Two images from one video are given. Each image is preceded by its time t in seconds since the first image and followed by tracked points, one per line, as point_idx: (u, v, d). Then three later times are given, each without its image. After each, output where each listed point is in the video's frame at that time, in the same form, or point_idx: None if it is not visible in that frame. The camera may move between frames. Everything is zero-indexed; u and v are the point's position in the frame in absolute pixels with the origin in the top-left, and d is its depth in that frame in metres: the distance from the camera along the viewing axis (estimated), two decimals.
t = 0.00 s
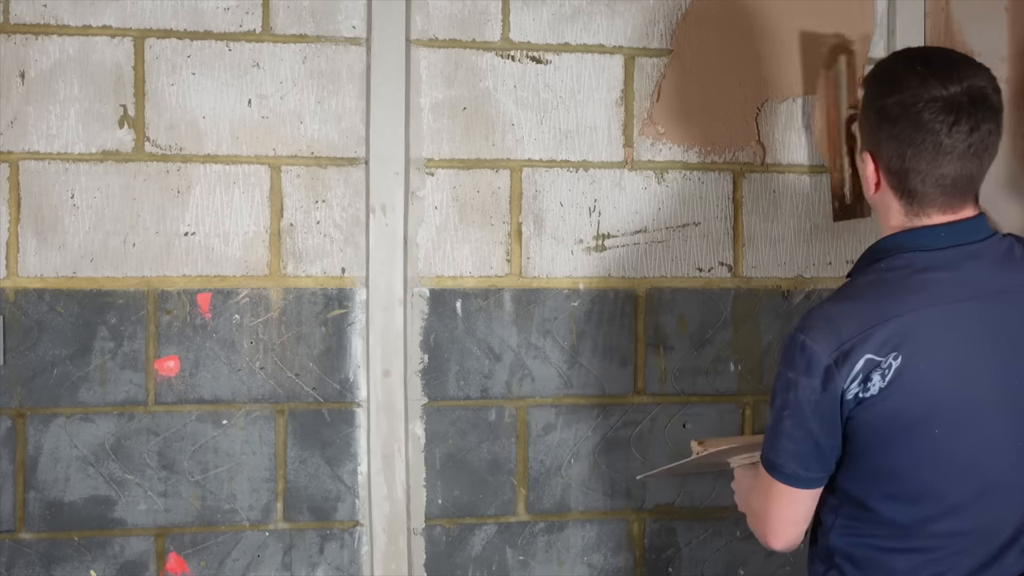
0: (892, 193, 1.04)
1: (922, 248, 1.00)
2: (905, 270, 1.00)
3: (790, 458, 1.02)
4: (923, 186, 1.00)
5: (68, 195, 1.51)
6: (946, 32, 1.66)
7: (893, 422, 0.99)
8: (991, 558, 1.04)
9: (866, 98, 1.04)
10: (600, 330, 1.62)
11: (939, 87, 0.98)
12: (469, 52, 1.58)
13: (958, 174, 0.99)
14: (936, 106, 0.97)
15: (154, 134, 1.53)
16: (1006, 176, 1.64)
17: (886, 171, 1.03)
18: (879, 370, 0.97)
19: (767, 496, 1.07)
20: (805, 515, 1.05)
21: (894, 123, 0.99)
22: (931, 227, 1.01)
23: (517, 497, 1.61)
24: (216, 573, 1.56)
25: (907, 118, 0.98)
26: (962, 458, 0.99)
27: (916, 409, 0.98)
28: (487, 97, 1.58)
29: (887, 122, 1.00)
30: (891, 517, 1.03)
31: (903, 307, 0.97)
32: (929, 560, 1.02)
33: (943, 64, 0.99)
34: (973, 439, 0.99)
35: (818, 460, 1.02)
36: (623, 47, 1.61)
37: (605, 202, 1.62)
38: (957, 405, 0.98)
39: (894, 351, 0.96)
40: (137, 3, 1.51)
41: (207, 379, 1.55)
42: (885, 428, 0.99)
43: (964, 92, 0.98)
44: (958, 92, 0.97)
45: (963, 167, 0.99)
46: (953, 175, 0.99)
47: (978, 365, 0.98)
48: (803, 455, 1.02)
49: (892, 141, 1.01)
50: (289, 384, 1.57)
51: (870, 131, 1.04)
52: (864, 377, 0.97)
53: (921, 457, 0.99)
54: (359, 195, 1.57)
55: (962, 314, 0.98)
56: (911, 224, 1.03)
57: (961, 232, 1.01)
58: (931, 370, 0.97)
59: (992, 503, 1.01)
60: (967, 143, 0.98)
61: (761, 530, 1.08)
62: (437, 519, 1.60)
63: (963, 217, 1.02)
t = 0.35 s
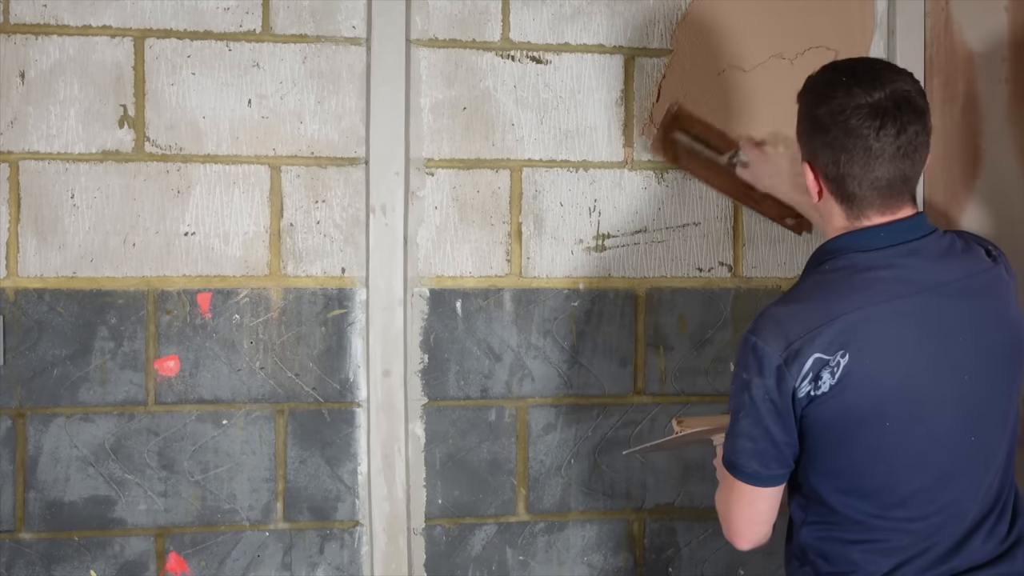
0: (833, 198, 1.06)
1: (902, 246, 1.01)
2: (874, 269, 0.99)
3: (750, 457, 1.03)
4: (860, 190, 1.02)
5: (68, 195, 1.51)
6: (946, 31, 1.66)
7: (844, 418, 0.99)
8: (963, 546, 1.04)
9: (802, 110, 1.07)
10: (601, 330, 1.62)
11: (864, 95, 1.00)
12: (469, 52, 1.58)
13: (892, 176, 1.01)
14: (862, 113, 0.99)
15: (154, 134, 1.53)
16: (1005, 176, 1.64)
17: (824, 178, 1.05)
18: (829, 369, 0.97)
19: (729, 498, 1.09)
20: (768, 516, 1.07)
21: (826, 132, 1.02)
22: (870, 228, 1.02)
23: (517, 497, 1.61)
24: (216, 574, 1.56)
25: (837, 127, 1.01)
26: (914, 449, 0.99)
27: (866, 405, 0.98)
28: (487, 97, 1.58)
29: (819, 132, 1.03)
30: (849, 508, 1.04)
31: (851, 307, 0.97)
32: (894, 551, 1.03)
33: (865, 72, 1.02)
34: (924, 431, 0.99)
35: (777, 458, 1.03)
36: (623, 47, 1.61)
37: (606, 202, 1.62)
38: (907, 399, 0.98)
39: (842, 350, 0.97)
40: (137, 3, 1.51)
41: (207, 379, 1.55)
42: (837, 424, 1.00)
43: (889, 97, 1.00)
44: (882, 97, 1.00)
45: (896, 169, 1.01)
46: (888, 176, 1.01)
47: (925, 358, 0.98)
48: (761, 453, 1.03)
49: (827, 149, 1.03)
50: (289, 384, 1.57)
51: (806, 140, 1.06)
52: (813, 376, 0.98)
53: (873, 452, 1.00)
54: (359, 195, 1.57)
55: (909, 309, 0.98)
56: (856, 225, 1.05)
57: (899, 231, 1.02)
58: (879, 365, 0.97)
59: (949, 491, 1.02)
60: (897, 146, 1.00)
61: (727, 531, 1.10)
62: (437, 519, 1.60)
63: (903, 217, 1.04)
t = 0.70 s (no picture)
0: (822, 201, 1.06)
1: (892, 246, 1.01)
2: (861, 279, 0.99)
3: (732, 466, 1.05)
4: (850, 191, 1.02)
5: (68, 195, 1.51)
6: (946, 31, 1.65)
7: (827, 431, 0.99)
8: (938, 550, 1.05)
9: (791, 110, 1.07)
10: (601, 330, 1.62)
11: (855, 94, 1.00)
12: (469, 53, 1.58)
13: (881, 176, 1.01)
14: (852, 111, 0.99)
15: (154, 134, 1.53)
16: (1005, 176, 1.64)
17: (813, 179, 1.05)
18: (812, 383, 0.97)
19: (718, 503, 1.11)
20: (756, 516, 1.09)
21: (816, 131, 1.02)
22: (859, 236, 1.02)
23: (517, 497, 1.61)
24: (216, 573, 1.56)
25: (826, 126, 1.00)
26: (896, 463, 1.00)
27: (849, 419, 0.98)
28: (487, 97, 1.58)
29: (809, 131, 1.02)
30: (831, 519, 1.04)
31: (835, 320, 0.97)
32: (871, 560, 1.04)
33: (855, 72, 1.02)
34: (906, 444, 0.99)
35: (758, 467, 1.04)
36: (623, 47, 1.61)
37: (605, 202, 1.62)
38: (891, 413, 0.98)
39: (826, 363, 0.97)
40: (137, 3, 1.51)
41: (207, 379, 1.55)
42: (820, 436, 1.00)
43: (879, 97, 1.00)
44: (872, 96, 1.00)
45: (888, 169, 1.01)
46: (877, 176, 1.01)
47: (908, 372, 0.98)
48: (743, 463, 1.04)
49: (817, 147, 1.02)
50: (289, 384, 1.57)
51: (795, 140, 1.06)
52: (795, 389, 0.98)
53: (856, 465, 1.00)
54: (359, 195, 1.57)
55: (893, 322, 0.98)
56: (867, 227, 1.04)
57: (888, 239, 1.02)
58: (862, 379, 0.97)
59: (930, 505, 1.02)
60: (887, 145, 1.00)
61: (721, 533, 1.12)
62: (437, 519, 1.60)
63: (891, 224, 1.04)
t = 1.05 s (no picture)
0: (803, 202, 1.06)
1: (886, 242, 1.02)
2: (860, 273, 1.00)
3: (731, 464, 1.04)
4: (829, 196, 1.03)
5: (68, 195, 1.51)
6: (946, 31, 1.65)
7: (828, 425, 1.00)
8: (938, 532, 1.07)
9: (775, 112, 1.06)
10: (600, 330, 1.62)
11: (837, 100, 1.00)
12: (469, 52, 1.58)
13: (861, 182, 1.02)
14: (835, 119, 0.99)
15: (154, 134, 1.53)
16: (1004, 178, 1.58)
17: (795, 182, 1.05)
18: (814, 379, 0.98)
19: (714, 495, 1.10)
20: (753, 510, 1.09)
21: (799, 136, 1.01)
22: (842, 234, 1.02)
23: (517, 497, 1.61)
24: (216, 574, 1.56)
25: (809, 132, 1.00)
26: (895, 451, 1.01)
27: (849, 411, 0.99)
28: (487, 97, 1.58)
29: (793, 136, 1.02)
30: (832, 511, 1.05)
31: (835, 315, 0.97)
32: (874, 544, 1.05)
33: (840, 78, 1.02)
34: (903, 431, 1.01)
35: (757, 465, 1.04)
36: (623, 47, 1.61)
37: (605, 202, 1.62)
38: (890, 403, 0.99)
39: (826, 359, 0.97)
40: (137, 3, 1.51)
41: (207, 379, 1.55)
42: (822, 431, 1.01)
43: (862, 104, 1.00)
44: (855, 104, 1.00)
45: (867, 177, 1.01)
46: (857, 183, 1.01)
47: (906, 361, 0.99)
48: (742, 461, 1.03)
49: (800, 153, 1.02)
50: (289, 384, 1.57)
51: (778, 144, 1.06)
52: (796, 386, 0.98)
53: (856, 456, 1.01)
54: (359, 195, 1.57)
55: (890, 313, 0.99)
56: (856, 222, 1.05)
57: (870, 236, 1.02)
58: (861, 372, 0.98)
59: (926, 485, 1.05)
60: (867, 153, 1.00)
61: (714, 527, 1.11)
62: (437, 519, 1.60)
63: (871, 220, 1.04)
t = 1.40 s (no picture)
0: (803, 190, 1.06)
1: (892, 240, 1.01)
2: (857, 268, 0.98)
3: (722, 455, 1.05)
4: (826, 179, 1.01)
5: (68, 195, 1.51)
6: (946, 31, 1.65)
7: (817, 420, 0.99)
8: (929, 530, 1.06)
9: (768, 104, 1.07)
10: (600, 329, 1.62)
11: (828, 84, 1.01)
12: (469, 52, 1.58)
13: (858, 163, 1.00)
14: (824, 100, 0.99)
15: (154, 134, 1.53)
16: (1004, 177, 1.58)
17: (792, 169, 1.05)
18: (803, 372, 0.97)
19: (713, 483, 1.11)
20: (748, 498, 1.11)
21: (792, 122, 1.02)
22: (837, 227, 1.01)
23: (517, 497, 1.61)
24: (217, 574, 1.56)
25: (799, 116, 1.01)
26: (885, 447, 1.00)
27: (839, 406, 0.98)
28: (487, 97, 1.58)
29: (784, 122, 1.03)
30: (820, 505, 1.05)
31: (826, 308, 0.96)
32: (864, 542, 1.04)
33: (828, 63, 1.02)
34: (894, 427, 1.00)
35: (747, 456, 1.05)
36: (623, 47, 1.61)
37: (605, 202, 1.62)
38: (880, 400, 0.98)
39: (816, 353, 0.97)
40: (137, 3, 1.51)
41: (207, 379, 1.55)
42: (810, 427, 1.00)
43: (852, 85, 1.00)
44: (844, 86, 1.00)
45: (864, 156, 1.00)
46: (853, 163, 1.00)
47: (897, 357, 0.98)
48: (731, 452, 1.05)
49: (794, 138, 1.02)
50: (289, 384, 1.57)
51: (773, 135, 1.06)
52: (785, 378, 0.98)
53: (845, 451, 1.00)
54: (359, 195, 1.57)
55: (881, 307, 0.98)
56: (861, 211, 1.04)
57: (867, 229, 1.00)
58: (852, 366, 0.97)
59: (918, 486, 1.04)
60: (860, 131, 0.99)
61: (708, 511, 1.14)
62: (437, 519, 1.60)
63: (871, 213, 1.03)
